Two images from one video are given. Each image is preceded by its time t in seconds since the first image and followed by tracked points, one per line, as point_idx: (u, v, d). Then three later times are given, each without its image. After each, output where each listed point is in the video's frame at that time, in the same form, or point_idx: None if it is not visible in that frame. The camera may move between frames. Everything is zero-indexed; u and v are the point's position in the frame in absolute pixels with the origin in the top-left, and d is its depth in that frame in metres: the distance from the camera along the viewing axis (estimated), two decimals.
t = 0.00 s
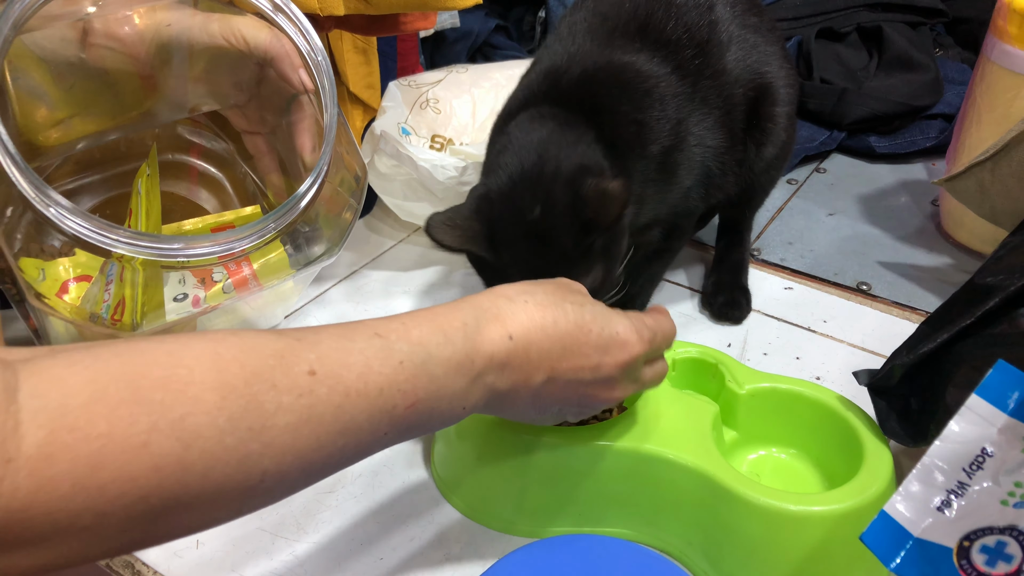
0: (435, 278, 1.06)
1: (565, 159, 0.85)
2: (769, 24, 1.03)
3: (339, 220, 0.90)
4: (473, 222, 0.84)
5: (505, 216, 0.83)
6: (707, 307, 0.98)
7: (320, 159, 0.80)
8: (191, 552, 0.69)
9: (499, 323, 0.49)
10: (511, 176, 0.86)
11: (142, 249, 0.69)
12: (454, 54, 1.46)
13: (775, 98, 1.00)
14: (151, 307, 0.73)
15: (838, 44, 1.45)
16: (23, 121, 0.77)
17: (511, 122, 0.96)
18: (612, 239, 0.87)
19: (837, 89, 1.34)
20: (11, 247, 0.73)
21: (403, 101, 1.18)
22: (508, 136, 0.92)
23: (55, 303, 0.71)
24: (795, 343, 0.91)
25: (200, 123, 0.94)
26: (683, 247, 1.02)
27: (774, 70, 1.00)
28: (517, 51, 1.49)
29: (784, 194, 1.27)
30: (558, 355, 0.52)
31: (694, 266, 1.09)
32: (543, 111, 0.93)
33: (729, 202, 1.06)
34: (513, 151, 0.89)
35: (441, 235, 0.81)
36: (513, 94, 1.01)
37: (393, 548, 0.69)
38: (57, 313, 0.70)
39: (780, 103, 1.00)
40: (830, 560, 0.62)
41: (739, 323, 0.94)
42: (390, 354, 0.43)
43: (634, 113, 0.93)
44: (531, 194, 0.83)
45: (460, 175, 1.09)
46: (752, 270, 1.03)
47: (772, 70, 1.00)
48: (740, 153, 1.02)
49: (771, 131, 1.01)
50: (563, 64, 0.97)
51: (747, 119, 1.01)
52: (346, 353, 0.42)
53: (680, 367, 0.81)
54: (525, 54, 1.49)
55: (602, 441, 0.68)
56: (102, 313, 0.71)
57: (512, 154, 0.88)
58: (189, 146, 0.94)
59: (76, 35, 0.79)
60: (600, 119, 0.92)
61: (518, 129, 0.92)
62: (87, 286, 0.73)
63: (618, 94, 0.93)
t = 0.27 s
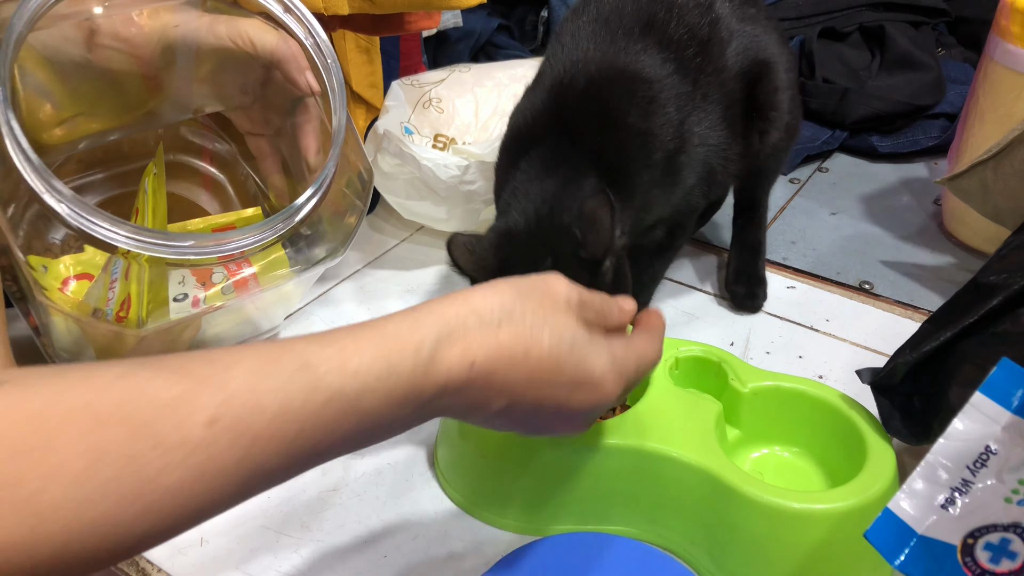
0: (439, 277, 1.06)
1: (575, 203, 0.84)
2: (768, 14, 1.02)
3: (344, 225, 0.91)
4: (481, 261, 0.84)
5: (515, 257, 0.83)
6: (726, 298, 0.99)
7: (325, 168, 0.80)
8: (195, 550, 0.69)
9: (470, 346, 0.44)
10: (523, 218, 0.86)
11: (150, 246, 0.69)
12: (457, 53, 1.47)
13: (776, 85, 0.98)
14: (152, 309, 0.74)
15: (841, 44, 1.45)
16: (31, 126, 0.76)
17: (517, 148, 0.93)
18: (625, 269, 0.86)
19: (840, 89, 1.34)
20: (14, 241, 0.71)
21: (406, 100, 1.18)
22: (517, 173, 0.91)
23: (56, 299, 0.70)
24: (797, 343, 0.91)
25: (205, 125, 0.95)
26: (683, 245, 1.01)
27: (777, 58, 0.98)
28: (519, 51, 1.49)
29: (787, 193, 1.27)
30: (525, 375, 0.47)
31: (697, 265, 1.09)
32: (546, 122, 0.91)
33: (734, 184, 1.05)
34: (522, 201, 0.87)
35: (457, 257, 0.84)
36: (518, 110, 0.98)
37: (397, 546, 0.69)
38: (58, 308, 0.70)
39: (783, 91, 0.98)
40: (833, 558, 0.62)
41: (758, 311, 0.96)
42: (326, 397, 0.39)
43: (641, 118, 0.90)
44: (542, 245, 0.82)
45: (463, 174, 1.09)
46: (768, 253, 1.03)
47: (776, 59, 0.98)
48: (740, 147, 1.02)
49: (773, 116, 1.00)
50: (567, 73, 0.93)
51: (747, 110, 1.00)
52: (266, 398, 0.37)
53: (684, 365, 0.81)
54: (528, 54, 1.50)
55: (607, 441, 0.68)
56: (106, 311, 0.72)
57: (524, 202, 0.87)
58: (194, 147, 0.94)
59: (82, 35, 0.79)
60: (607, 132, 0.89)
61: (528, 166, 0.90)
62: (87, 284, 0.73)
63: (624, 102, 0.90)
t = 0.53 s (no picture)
0: (436, 278, 1.06)
1: (585, 219, 0.74)
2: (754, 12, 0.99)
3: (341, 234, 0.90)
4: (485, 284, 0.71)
5: (526, 283, 0.72)
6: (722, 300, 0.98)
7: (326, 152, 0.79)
8: (189, 552, 0.68)
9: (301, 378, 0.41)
10: (535, 236, 0.75)
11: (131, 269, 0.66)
12: (455, 53, 1.46)
13: (762, 91, 0.95)
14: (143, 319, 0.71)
15: (840, 44, 1.45)
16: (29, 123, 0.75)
17: (508, 171, 0.85)
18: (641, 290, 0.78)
19: (839, 89, 1.33)
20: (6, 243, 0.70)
21: (404, 101, 1.17)
22: (512, 198, 0.82)
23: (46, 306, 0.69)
24: (795, 343, 0.91)
25: (204, 127, 0.94)
26: (679, 246, 1.00)
27: (763, 63, 0.95)
28: (517, 51, 1.48)
29: (786, 194, 1.26)
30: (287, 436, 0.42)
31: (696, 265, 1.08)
32: (540, 136, 0.83)
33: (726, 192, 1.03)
34: (526, 224, 0.77)
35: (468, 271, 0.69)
36: (503, 129, 0.90)
37: (393, 548, 0.69)
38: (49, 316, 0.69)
39: (768, 98, 0.96)
40: (831, 561, 0.62)
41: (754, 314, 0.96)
42: (125, 424, 0.38)
43: (633, 131, 0.85)
44: (559, 258, 0.72)
45: (460, 177, 1.08)
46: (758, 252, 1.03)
47: (760, 65, 0.95)
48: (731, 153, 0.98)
49: (760, 124, 0.97)
50: (553, 87, 0.86)
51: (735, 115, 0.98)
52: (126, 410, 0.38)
53: (681, 367, 0.80)
54: (526, 54, 1.49)
55: (605, 442, 0.67)
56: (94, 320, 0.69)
57: (529, 220, 0.77)
58: (192, 147, 0.94)
59: (83, 37, 0.77)
60: (603, 147, 0.82)
61: (524, 188, 0.81)
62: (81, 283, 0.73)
63: (616, 115, 0.84)
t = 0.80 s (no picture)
0: (437, 278, 1.06)
1: (582, 233, 0.75)
2: (745, 15, 0.99)
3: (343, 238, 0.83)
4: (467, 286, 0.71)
5: (514, 288, 0.70)
6: (724, 311, 0.97)
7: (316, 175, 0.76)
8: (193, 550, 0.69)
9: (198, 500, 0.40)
10: (530, 240, 0.74)
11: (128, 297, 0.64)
12: (457, 53, 1.47)
13: (753, 96, 0.96)
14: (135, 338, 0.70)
15: (841, 44, 1.45)
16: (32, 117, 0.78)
17: (506, 180, 0.84)
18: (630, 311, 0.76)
19: (840, 89, 1.34)
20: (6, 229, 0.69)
21: (405, 101, 1.18)
22: (512, 206, 0.81)
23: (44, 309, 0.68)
24: (796, 343, 0.91)
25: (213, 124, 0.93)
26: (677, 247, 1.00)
27: (753, 69, 0.96)
28: (519, 51, 1.48)
29: (786, 193, 1.26)
30: None
31: (698, 265, 1.09)
32: (535, 145, 0.83)
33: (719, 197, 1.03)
34: (521, 230, 0.76)
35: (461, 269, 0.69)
36: (499, 140, 0.90)
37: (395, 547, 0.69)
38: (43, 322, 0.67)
39: (760, 102, 0.96)
40: (832, 559, 0.62)
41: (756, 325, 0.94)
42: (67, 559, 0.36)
43: (629, 138, 0.85)
44: (550, 269, 0.70)
45: (460, 180, 1.08)
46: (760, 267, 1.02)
47: (750, 70, 0.96)
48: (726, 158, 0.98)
49: (753, 129, 0.97)
50: (547, 97, 0.86)
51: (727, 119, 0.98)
52: None
53: (682, 366, 0.80)
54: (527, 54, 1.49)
55: (606, 442, 0.67)
56: (84, 332, 0.68)
57: (527, 225, 0.76)
58: (201, 145, 0.93)
59: (83, 37, 0.77)
60: (598, 154, 0.82)
61: (523, 194, 0.80)
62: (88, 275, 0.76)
63: (611, 122, 0.84)
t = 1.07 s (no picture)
0: (441, 279, 1.06)
1: (590, 230, 0.75)
2: (739, 17, 1.00)
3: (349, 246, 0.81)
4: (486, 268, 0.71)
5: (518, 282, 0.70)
6: (727, 310, 0.97)
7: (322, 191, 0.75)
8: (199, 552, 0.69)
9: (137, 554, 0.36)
10: (546, 230, 0.74)
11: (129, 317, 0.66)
12: (459, 54, 1.47)
13: (749, 97, 0.97)
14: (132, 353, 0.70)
15: (843, 44, 1.45)
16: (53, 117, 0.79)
17: (512, 179, 0.84)
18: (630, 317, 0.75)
19: (843, 89, 1.34)
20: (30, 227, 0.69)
21: (409, 101, 1.17)
22: (521, 198, 0.81)
23: (40, 316, 0.66)
24: (800, 343, 0.91)
25: (227, 131, 0.92)
26: (677, 247, 1.00)
27: (747, 71, 0.97)
28: (521, 52, 1.49)
29: (789, 193, 1.26)
30: None
31: (701, 265, 1.09)
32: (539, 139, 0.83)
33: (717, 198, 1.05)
34: (526, 222, 0.76)
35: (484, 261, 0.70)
36: (503, 139, 0.89)
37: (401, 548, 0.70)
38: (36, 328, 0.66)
39: (755, 103, 0.98)
40: (837, 560, 0.62)
41: (760, 325, 0.94)
42: None
43: (634, 135, 0.85)
44: (553, 271, 0.70)
45: (463, 180, 1.09)
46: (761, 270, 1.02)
47: (746, 72, 0.97)
48: (725, 158, 0.99)
49: (749, 130, 0.99)
50: (551, 95, 0.86)
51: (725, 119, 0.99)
52: None
53: (686, 367, 0.80)
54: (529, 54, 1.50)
55: (610, 442, 0.67)
56: (80, 341, 0.68)
57: (530, 221, 0.76)
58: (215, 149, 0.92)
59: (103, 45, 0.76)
60: (602, 152, 0.82)
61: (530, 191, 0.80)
62: (92, 275, 0.76)
63: (616, 120, 0.84)
